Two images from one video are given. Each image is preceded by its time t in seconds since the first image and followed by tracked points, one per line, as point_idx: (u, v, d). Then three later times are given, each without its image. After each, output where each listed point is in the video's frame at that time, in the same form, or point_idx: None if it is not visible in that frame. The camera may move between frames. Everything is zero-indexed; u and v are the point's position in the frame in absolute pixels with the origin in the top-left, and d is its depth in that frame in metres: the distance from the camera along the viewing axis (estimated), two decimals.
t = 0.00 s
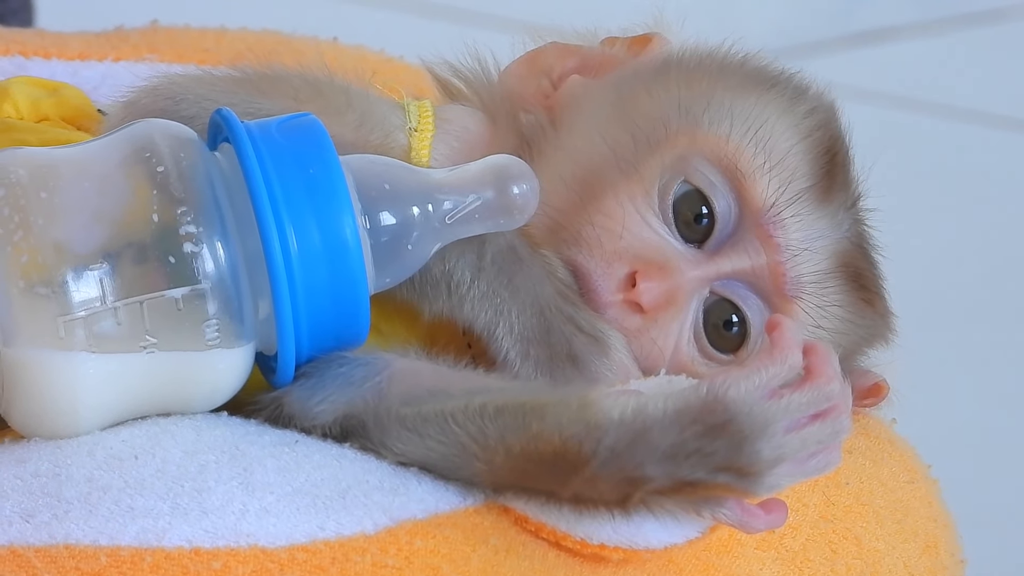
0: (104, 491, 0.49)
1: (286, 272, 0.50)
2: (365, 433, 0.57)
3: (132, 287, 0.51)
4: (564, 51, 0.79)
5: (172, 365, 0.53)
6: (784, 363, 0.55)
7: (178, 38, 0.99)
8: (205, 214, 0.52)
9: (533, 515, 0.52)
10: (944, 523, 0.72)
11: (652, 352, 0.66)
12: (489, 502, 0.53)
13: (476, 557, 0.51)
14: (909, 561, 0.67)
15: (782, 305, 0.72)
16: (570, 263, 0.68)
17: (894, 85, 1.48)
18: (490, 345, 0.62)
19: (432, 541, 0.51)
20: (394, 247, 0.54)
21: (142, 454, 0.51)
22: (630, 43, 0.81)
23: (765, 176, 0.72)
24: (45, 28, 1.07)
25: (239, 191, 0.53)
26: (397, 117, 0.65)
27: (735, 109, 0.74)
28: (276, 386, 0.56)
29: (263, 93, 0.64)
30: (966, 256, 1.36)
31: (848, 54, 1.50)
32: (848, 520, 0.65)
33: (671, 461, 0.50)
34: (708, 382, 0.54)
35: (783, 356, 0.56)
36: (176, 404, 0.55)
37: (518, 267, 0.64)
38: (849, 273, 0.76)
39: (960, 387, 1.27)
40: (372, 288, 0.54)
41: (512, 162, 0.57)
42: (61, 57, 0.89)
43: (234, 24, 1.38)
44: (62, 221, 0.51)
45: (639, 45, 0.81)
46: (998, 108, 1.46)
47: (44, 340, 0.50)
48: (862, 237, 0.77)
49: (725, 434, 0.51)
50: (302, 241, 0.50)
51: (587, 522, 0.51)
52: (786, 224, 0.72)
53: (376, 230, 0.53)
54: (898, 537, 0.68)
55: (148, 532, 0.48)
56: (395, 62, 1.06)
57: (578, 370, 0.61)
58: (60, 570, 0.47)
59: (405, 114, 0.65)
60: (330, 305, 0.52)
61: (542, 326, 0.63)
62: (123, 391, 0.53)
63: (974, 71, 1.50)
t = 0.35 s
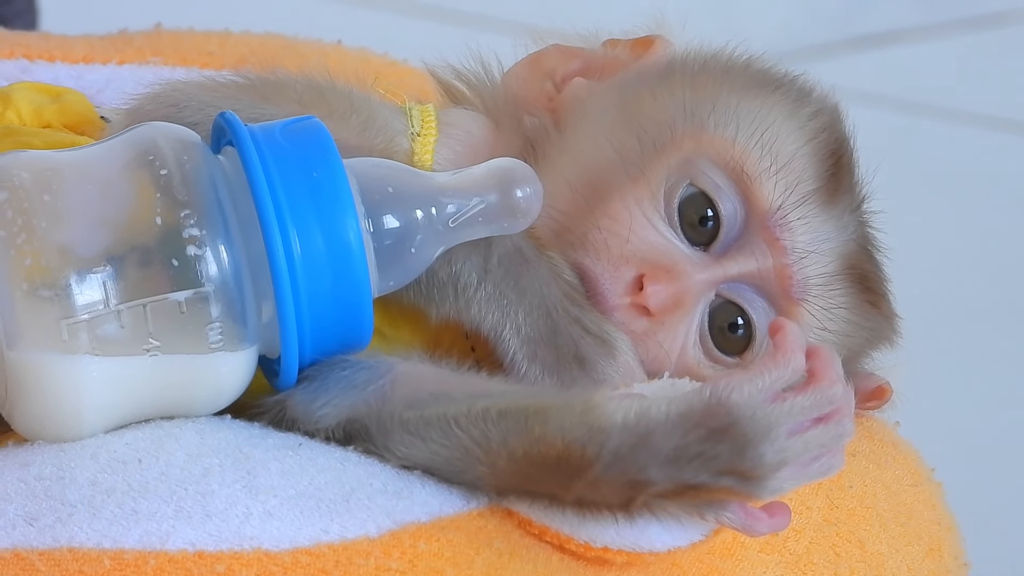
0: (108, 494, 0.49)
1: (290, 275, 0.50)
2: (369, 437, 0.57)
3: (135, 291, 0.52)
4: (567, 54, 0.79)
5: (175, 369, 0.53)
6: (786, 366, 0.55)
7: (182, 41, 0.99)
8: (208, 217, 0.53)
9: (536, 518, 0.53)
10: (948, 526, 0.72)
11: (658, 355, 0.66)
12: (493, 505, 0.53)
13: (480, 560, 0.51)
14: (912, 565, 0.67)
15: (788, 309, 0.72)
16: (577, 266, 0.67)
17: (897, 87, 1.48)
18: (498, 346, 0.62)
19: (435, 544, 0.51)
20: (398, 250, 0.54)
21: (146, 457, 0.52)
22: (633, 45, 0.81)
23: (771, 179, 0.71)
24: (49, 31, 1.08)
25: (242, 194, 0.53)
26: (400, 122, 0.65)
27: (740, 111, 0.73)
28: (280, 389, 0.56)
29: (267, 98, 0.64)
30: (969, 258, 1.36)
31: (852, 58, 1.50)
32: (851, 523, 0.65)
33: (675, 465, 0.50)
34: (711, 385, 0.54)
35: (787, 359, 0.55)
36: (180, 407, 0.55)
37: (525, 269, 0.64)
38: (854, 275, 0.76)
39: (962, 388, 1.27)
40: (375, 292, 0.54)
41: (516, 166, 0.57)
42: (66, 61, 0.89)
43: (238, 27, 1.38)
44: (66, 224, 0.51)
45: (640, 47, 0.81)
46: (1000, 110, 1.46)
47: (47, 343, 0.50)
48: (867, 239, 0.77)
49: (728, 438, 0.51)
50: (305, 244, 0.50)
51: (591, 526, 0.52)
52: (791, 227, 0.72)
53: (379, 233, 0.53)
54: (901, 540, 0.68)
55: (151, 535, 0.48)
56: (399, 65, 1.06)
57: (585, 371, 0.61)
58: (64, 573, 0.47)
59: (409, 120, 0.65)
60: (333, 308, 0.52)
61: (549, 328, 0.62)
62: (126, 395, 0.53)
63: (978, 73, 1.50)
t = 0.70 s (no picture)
0: (107, 499, 0.49)
1: (289, 280, 0.50)
2: (367, 442, 0.57)
3: (134, 295, 0.51)
4: (564, 59, 0.79)
5: (174, 373, 0.53)
6: (785, 372, 0.55)
7: (182, 45, 0.99)
8: (207, 222, 0.52)
9: (536, 523, 0.52)
10: (946, 532, 0.72)
11: (657, 361, 0.66)
12: (492, 510, 0.53)
13: (479, 565, 0.51)
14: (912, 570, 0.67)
15: (788, 313, 0.72)
16: (576, 272, 0.67)
17: (897, 90, 1.48)
18: (497, 351, 0.62)
19: (435, 549, 0.51)
20: (397, 255, 0.54)
21: (145, 461, 0.52)
22: (631, 50, 0.81)
23: (770, 184, 0.72)
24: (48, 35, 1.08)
25: (241, 199, 0.53)
26: (400, 127, 0.65)
27: (739, 116, 0.74)
28: (279, 394, 0.56)
29: (266, 101, 0.64)
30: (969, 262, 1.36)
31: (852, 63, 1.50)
32: (851, 528, 0.65)
33: (673, 471, 0.50)
34: (710, 391, 0.54)
35: (786, 365, 0.56)
36: (179, 412, 0.56)
37: (524, 273, 0.63)
38: (852, 280, 0.76)
39: (961, 391, 1.27)
40: (374, 296, 0.54)
41: (515, 171, 0.57)
42: (65, 65, 0.89)
43: (238, 32, 1.38)
44: (65, 228, 0.51)
45: (639, 53, 0.80)
46: (999, 114, 1.46)
47: (47, 348, 0.50)
48: (866, 244, 0.77)
49: (727, 444, 0.51)
50: (304, 249, 0.50)
51: (590, 531, 0.52)
52: (790, 232, 0.72)
53: (378, 238, 0.53)
54: (901, 545, 0.68)
55: (150, 540, 0.48)
56: (398, 70, 1.06)
57: (584, 376, 0.61)
58: None
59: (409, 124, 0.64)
60: (332, 313, 0.52)
61: (549, 333, 0.62)
62: (125, 399, 0.53)
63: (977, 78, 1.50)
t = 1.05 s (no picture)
0: (113, 501, 0.49)
1: (294, 282, 0.50)
2: (373, 444, 0.57)
3: (140, 297, 0.52)
4: (569, 61, 0.79)
5: (180, 375, 0.53)
6: (791, 375, 0.55)
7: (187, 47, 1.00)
8: (212, 224, 0.53)
9: (541, 525, 0.52)
10: (953, 533, 0.72)
11: (663, 362, 0.66)
12: (497, 512, 0.53)
13: (485, 567, 0.51)
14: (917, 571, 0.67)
15: (792, 315, 0.72)
16: (583, 274, 0.67)
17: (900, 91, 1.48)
18: (502, 353, 0.61)
19: (440, 551, 0.51)
20: (402, 256, 0.54)
21: (151, 463, 0.52)
22: (636, 52, 0.81)
23: (774, 186, 0.72)
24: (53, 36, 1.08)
25: (246, 201, 0.53)
26: (405, 129, 0.65)
27: (744, 118, 0.74)
28: (285, 396, 0.56)
29: (271, 104, 0.64)
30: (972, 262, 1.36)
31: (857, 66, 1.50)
32: (856, 529, 0.65)
33: (679, 474, 0.51)
34: (716, 394, 0.54)
35: (792, 368, 0.55)
36: (186, 413, 0.56)
37: (529, 276, 0.63)
38: (858, 282, 0.76)
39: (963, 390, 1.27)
40: (380, 298, 0.54)
41: (520, 173, 0.57)
42: (70, 67, 0.90)
43: (242, 33, 1.38)
44: (71, 230, 0.51)
45: (645, 55, 0.80)
46: (1002, 116, 1.46)
47: (53, 350, 0.50)
48: (871, 246, 0.77)
49: (733, 447, 0.51)
50: (309, 250, 0.50)
51: (596, 532, 0.52)
52: (795, 234, 0.72)
53: (383, 240, 0.53)
54: (907, 546, 0.67)
55: (156, 542, 0.48)
56: (403, 72, 1.06)
57: (589, 379, 0.61)
58: None
59: (413, 127, 0.64)
60: (337, 315, 0.52)
61: (554, 335, 0.62)
62: (131, 401, 0.53)
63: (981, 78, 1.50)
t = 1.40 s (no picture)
0: (123, 495, 0.49)
1: (304, 276, 0.50)
2: (383, 438, 0.56)
3: (151, 291, 0.52)
4: (580, 54, 0.79)
5: (189, 370, 0.53)
6: (801, 370, 0.55)
7: (196, 42, 0.99)
8: (223, 218, 0.53)
9: (551, 519, 0.53)
10: (963, 527, 0.72)
11: (674, 357, 0.66)
12: (507, 506, 0.53)
13: (495, 561, 0.51)
14: (928, 565, 0.67)
15: (801, 311, 0.71)
16: (593, 269, 0.67)
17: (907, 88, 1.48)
18: (512, 347, 0.62)
19: (450, 546, 0.51)
20: (412, 251, 0.54)
21: (161, 458, 0.52)
22: (646, 46, 0.81)
23: (785, 180, 0.71)
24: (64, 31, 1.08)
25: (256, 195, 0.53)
26: (416, 123, 0.64)
27: (754, 113, 0.73)
28: (296, 389, 0.56)
29: (283, 97, 0.63)
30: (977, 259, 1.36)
31: (862, 63, 1.50)
32: (866, 523, 0.65)
33: (689, 468, 0.50)
34: (727, 386, 0.54)
35: (801, 362, 0.56)
36: (196, 409, 0.56)
37: (539, 270, 0.63)
38: (868, 277, 0.76)
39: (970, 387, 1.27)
40: (390, 293, 0.54)
41: (530, 167, 0.57)
42: (82, 62, 0.90)
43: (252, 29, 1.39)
44: (81, 224, 0.51)
45: (654, 49, 0.81)
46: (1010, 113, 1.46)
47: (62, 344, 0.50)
48: (881, 240, 0.77)
49: (743, 442, 0.51)
50: (319, 245, 0.50)
51: (606, 527, 0.52)
52: (805, 229, 0.71)
53: (394, 234, 0.53)
54: (917, 540, 0.68)
55: (166, 536, 0.48)
56: (414, 66, 1.06)
57: (600, 373, 0.61)
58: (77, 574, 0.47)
59: (425, 120, 0.64)
60: (347, 309, 0.52)
61: (564, 329, 0.62)
62: (141, 395, 0.53)
63: (986, 74, 1.50)
